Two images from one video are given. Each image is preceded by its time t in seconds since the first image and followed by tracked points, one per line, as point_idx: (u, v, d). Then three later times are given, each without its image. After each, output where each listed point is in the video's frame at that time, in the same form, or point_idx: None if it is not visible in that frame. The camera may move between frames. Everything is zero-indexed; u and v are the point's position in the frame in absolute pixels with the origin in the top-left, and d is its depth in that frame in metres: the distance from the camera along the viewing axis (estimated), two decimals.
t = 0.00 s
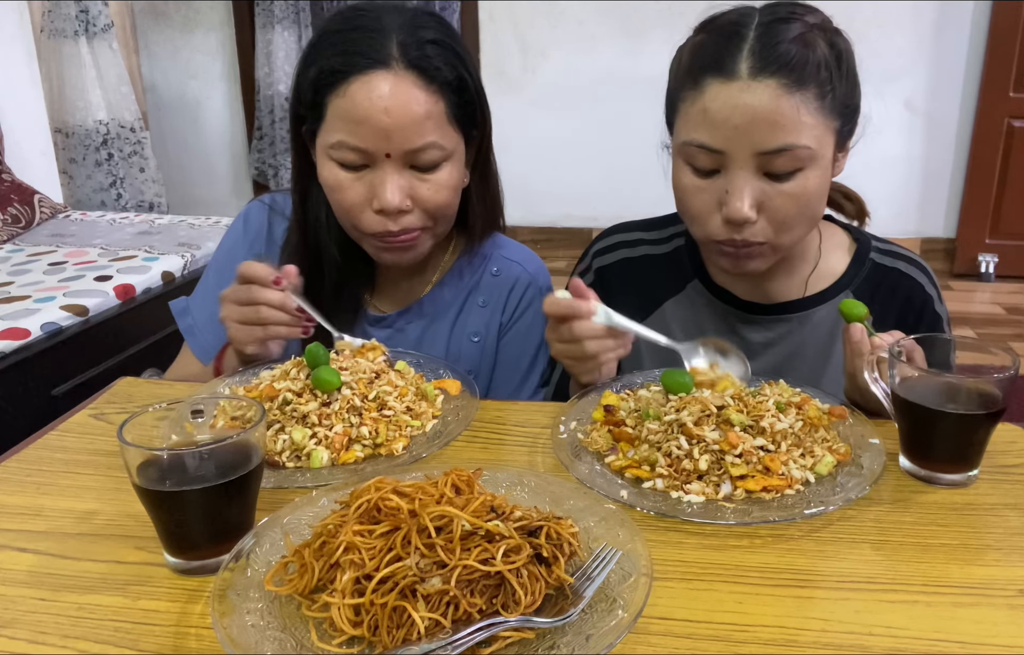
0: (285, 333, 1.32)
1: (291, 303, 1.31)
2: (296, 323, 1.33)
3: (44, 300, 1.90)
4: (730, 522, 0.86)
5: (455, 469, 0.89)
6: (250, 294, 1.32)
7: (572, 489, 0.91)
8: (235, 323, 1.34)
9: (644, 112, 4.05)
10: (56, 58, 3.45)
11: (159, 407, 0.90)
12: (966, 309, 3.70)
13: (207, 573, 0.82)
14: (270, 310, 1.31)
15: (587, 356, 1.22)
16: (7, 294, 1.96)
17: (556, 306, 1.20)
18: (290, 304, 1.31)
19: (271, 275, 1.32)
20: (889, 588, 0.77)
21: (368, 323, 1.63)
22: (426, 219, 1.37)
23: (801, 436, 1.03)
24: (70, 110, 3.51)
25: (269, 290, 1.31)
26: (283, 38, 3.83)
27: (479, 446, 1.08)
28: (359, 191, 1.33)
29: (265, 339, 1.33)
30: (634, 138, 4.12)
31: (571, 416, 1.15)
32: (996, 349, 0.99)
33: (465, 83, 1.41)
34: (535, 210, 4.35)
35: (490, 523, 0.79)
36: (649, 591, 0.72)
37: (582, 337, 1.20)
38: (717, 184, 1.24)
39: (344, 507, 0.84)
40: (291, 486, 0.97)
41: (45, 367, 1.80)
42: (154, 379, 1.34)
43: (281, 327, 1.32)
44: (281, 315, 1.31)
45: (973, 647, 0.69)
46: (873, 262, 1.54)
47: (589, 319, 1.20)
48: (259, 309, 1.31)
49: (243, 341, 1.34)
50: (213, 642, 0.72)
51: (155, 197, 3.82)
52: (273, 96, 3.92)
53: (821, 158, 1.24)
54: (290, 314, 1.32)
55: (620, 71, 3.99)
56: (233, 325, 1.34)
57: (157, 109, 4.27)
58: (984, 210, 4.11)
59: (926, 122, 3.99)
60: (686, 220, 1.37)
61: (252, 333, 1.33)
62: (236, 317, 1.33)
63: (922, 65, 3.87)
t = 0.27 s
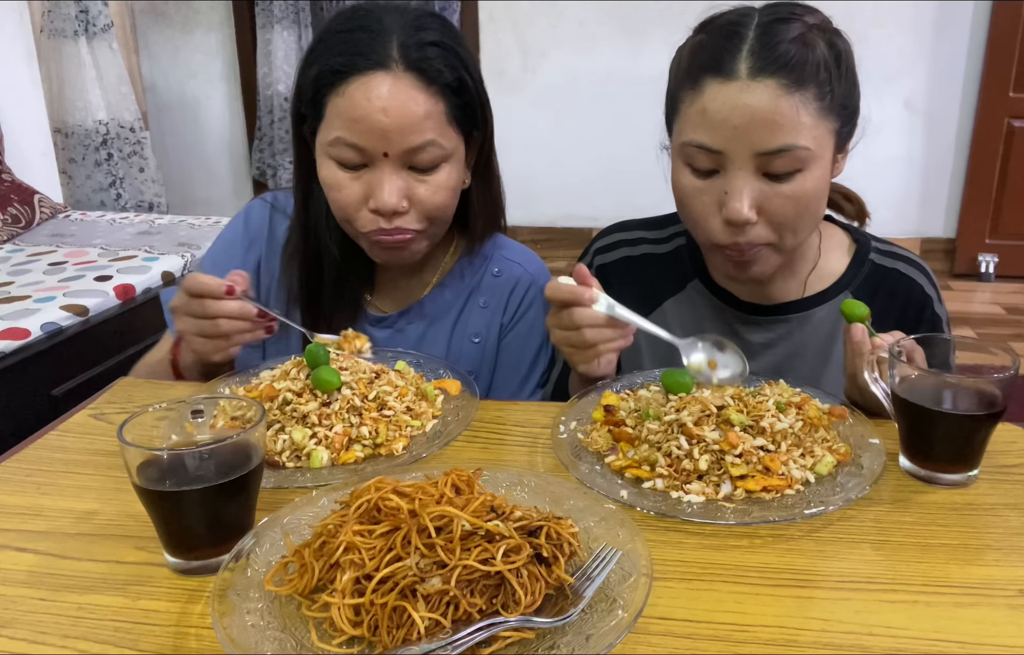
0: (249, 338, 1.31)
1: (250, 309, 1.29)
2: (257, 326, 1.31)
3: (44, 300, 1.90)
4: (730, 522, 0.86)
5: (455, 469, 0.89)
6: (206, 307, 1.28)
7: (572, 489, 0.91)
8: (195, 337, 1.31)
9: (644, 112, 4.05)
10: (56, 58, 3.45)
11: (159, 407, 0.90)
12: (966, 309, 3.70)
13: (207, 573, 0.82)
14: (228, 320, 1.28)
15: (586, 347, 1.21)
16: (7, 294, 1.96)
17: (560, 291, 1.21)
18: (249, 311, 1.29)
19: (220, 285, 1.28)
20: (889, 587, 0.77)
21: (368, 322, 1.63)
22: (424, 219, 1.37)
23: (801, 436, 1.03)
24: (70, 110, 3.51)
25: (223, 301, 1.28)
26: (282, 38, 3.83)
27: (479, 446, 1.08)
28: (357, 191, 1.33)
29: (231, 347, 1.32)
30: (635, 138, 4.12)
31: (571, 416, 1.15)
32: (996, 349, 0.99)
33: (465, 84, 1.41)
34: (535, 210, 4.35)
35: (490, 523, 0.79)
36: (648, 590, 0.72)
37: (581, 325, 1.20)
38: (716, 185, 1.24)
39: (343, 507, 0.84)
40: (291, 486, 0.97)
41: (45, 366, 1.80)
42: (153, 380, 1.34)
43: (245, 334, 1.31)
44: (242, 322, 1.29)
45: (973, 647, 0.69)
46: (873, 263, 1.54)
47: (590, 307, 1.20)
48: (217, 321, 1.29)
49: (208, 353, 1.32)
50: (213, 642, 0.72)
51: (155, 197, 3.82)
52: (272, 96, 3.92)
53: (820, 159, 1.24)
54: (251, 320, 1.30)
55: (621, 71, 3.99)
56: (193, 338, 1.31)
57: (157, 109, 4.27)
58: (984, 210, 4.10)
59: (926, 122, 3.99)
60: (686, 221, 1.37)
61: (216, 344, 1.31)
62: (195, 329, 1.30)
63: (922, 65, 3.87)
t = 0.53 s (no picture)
0: (232, 335, 1.29)
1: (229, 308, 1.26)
2: (238, 323, 1.28)
3: (44, 300, 1.90)
4: (730, 522, 0.86)
5: (455, 469, 0.89)
6: (182, 310, 1.25)
7: (572, 489, 0.91)
8: (174, 338, 1.28)
9: (644, 112, 4.05)
10: (56, 58, 3.45)
11: (159, 407, 0.90)
12: (966, 309, 3.70)
13: (207, 573, 0.82)
14: (208, 322, 1.25)
15: (584, 331, 1.21)
16: (7, 294, 1.96)
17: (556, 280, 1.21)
18: (229, 310, 1.26)
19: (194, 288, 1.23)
20: (889, 588, 0.77)
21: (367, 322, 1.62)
22: (418, 226, 1.37)
23: (801, 436, 1.03)
24: (70, 110, 3.51)
25: (200, 303, 1.24)
26: (281, 38, 3.83)
27: (479, 446, 1.08)
28: (353, 197, 1.33)
29: (211, 344, 1.30)
30: (635, 138, 4.12)
31: (571, 415, 1.15)
32: (996, 349, 0.99)
33: (462, 91, 1.40)
34: (535, 210, 4.35)
35: (490, 523, 0.79)
36: (648, 591, 0.72)
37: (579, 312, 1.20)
38: (716, 185, 1.24)
39: (343, 507, 0.84)
40: (291, 486, 0.97)
41: (44, 366, 1.80)
42: (154, 380, 1.34)
43: (224, 331, 1.28)
44: (220, 321, 1.26)
45: (973, 647, 0.69)
46: (872, 262, 1.54)
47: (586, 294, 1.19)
48: (196, 323, 1.25)
49: (191, 351, 1.30)
50: (213, 642, 0.72)
51: (155, 197, 3.82)
52: (271, 96, 3.92)
53: (820, 160, 1.24)
54: (229, 318, 1.27)
55: (621, 71, 3.99)
56: (172, 338, 1.28)
57: (157, 109, 4.27)
58: (985, 210, 4.10)
59: (926, 122, 3.99)
60: (687, 221, 1.37)
61: (196, 343, 1.28)
62: (173, 330, 1.27)
63: (922, 65, 3.87)
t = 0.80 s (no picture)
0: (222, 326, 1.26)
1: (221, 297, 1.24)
2: (229, 313, 1.26)
3: (44, 301, 1.90)
4: (730, 522, 0.86)
5: (455, 469, 0.89)
6: (171, 300, 1.22)
7: (572, 489, 0.91)
8: (163, 329, 1.25)
9: (644, 112, 4.05)
10: (56, 58, 3.45)
11: (159, 407, 0.90)
12: (966, 309, 3.70)
13: (207, 573, 0.82)
14: (199, 312, 1.23)
15: (579, 341, 1.21)
16: (7, 294, 1.96)
17: (548, 289, 1.21)
18: (222, 299, 1.24)
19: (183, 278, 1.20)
20: (890, 588, 0.77)
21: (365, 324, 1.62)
22: (414, 222, 1.36)
23: (801, 436, 1.03)
24: (70, 110, 3.51)
25: (190, 293, 1.21)
26: (280, 38, 3.83)
27: (479, 446, 1.08)
28: (349, 192, 1.32)
29: (200, 337, 1.27)
30: (635, 138, 4.12)
31: (571, 416, 1.15)
32: (996, 349, 0.99)
33: (459, 85, 1.40)
34: (535, 210, 4.35)
35: (490, 524, 0.79)
36: (649, 590, 0.72)
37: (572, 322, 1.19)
38: (716, 184, 1.24)
39: (343, 507, 0.84)
40: (291, 486, 0.97)
41: (44, 366, 1.80)
42: (154, 380, 1.34)
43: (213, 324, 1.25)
44: (211, 312, 1.24)
45: (973, 647, 0.69)
46: (872, 261, 1.54)
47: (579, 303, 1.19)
48: (186, 314, 1.23)
49: (179, 343, 1.27)
50: (213, 642, 0.72)
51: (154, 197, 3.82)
52: (270, 95, 3.92)
53: (819, 158, 1.24)
54: (220, 309, 1.25)
55: (621, 71, 3.99)
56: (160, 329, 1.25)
57: (157, 109, 4.27)
58: (985, 209, 4.10)
59: (926, 122, 3.99)
60: (687, 221, 1.37)
61: (185, 336, 1.25)
62: (161, 322, 1.24)
63: (922, 65, 3.87)
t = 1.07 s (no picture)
0: (222, 331, 1.25)
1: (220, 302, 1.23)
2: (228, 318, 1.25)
3: (44, 301, 1.90)
4: (730, 522, 0.86)
5: (455, 469, 0.89)
6: (170, 306, 1.21)
7: (572, 489, 0.91)
8: (163, 334, 1.25)
9: (644, 112, 4.05)
10: (56, 58, 3.45)
11: (159, 407, 0.90)
12: (966, 309, 3.70)
13: (207, 573, 0.82)
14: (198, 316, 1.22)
15: (580, 349, 1.22)
16: (7, 294, 1.96)
17: (551, 295, 1.21)
18: (222, 303, 1.23)
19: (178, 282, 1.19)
20: (889, 588, 0.77)
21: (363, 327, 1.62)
22: (407, 221, 1.36)
23: (801, 436, 1.03)
24: (69, 110, 3.51)
25: (187, 298, 1.21)
26: (280, 38, 3.83)
27: (479, 446, 1.08)
28: (342, 191, 1.32)
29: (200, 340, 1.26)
30: (635, 138, 4.12)
31: (571, 416, 1.15)
32: (996, 349, 0.99)
33: (450, 82, 1.40)
34: (535, 210, 4.35)
35: (490, 524, 0.79)
36: (649, 591, 0.72)
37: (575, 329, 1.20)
38: (717, 181, 1.24)
39: (343, 507, 0.84)
40: (292, 486, 0.97)
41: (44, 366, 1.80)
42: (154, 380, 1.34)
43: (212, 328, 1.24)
44: (211, 316, 1.23)
45: (973, 647, 0.69)
46: (872, 262, 1.54)
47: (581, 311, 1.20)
48: (185, 318, 1.22)
49: (180, 347, 1.27)
50: (213, 642, 0.72)
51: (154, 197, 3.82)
52: (270, 95, 3.92)
53: (820, 154, 1.24)
54: (219, 313, 1.24)
55: (620, 71, 3.99)
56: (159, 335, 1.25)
57: (157, 109, 4.27)
58: (985, 209, 4.10)
59: (926, 122, 3.99)
60: (687, 220, 1.37)
61: (185, 340, 1.25)
62: (160, 327, 1.24)
63: (922, 65, 3.87)
